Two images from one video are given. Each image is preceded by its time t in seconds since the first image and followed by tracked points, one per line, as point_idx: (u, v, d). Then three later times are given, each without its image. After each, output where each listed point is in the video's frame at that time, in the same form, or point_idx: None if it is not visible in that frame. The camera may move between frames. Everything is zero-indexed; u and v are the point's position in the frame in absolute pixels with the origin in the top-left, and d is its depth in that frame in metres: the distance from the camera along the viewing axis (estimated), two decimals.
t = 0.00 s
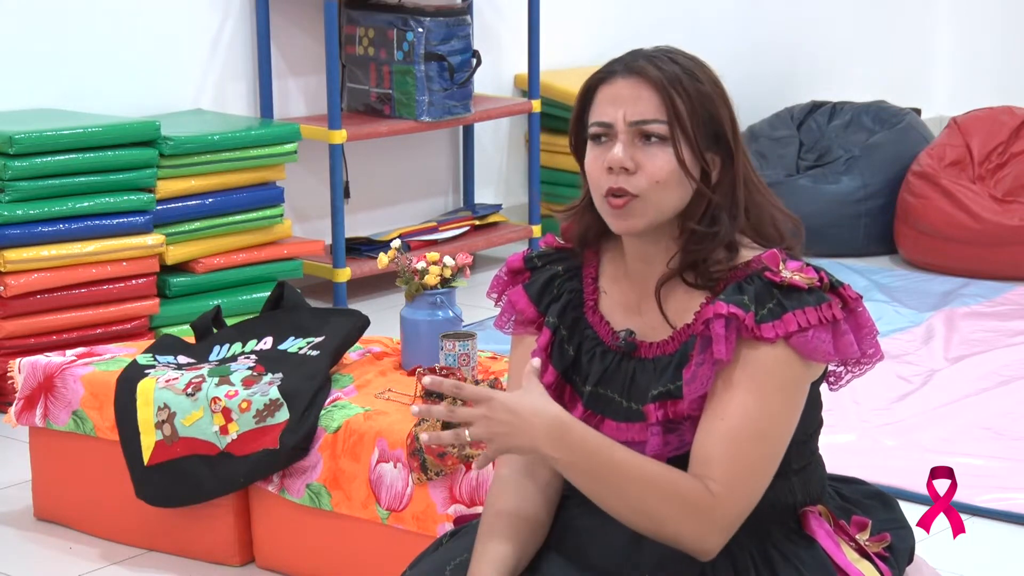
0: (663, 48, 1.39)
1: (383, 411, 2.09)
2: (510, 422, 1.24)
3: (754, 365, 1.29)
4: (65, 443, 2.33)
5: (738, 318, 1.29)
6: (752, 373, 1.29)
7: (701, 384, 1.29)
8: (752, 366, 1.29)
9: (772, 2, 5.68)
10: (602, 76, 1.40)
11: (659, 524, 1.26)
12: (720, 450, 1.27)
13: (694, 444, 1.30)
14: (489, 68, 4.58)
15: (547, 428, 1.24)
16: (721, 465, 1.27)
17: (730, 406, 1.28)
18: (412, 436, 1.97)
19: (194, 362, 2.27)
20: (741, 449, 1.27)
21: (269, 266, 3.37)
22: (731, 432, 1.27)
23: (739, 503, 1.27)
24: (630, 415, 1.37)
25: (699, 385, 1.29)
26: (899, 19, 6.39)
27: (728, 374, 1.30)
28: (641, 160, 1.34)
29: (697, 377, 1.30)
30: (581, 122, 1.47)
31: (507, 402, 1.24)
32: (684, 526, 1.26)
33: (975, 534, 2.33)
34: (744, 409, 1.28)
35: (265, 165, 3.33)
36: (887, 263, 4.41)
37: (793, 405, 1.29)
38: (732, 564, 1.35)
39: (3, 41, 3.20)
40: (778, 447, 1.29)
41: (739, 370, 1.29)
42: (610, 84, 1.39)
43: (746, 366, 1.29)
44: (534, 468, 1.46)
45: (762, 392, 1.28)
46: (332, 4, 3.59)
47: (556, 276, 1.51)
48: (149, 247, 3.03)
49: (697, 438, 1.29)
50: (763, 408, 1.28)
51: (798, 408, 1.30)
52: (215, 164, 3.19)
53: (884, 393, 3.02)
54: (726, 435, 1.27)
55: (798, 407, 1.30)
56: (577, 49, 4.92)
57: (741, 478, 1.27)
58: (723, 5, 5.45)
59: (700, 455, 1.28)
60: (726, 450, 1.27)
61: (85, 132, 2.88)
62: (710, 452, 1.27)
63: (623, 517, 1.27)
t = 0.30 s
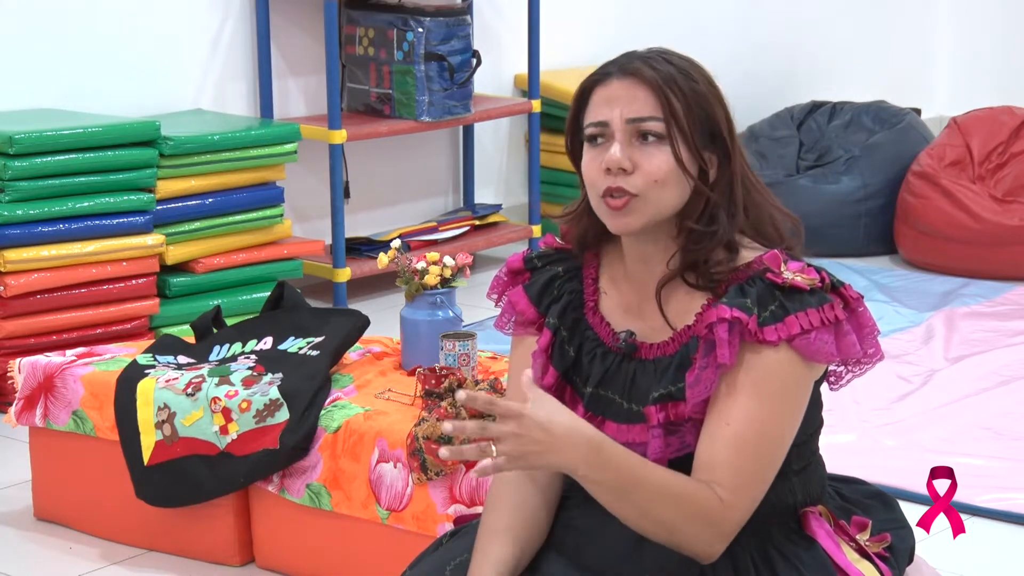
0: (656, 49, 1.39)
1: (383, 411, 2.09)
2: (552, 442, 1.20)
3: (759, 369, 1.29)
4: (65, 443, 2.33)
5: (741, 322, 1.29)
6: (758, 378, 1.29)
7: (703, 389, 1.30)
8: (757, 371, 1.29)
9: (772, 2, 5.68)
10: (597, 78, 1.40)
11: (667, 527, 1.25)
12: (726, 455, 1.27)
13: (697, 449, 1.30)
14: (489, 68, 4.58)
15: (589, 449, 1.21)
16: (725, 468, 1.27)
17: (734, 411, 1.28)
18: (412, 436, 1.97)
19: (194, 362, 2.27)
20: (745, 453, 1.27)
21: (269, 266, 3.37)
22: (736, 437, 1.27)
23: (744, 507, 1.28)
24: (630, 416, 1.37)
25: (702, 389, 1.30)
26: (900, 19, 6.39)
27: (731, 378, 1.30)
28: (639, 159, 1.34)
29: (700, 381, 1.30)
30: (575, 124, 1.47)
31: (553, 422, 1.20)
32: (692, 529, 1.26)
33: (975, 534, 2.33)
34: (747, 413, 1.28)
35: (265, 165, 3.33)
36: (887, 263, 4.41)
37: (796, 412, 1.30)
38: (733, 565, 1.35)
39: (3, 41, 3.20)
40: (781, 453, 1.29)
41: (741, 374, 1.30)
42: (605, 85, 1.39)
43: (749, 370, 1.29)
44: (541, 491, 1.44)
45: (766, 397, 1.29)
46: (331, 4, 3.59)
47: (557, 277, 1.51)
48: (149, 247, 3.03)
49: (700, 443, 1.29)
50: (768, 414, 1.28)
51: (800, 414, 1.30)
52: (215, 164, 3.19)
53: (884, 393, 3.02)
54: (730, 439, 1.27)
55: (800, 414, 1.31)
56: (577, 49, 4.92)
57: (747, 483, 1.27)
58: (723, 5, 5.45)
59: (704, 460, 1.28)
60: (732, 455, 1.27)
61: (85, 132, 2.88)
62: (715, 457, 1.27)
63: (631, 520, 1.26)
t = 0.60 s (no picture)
0: (657, 52, 1.39)
1: (384, 411, 2.09)
2: (553, 397, 1.22)
3: (751, 367, 1.29)
4: (65, 443, 2.33)
5: (736, 323, 1.29)
6: (751, 377, 1.29)
7: (697, 388, 1.30)
8: (751, 370, 1.29)
9: (772, 3, 5.68)
10: (597, 81, 1.40)
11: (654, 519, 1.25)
12: (715, 452, 1.27)
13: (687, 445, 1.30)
14: (489, 68, 4.58)
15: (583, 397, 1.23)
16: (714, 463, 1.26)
17: (726, 408, 1.29)
18: (412, 436, 1.97)
19: (194, 362, 2.27)
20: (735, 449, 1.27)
21: (269, 266, 3.37)
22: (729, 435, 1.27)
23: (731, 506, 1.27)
24: (629, 416, 1.37)
25: (696, 389, 1.30)
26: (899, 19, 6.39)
27: (726, 378, 1.30)
28: (638, 164, 1.34)
29: (694, 381, 1.30)
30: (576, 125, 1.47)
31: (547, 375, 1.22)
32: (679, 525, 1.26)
33: (975, 534, 2.33)
34: (740, 411, 1.28)
35: (265, 165, 3.33)
36: (887, 263, 4.41)
37: (788, 413, 1.29)
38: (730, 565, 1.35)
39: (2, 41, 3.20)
40: (771, 454, 1.29)
41: (736, 373, 1.30)
42: (605, 89, 1.39)
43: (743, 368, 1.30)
44: (545, 490, 1.46)
45: (758, 396, 1.28)
46: (331, 4, 3.59)
47: (557, 276, 1.51)
48: (149, 247, 3.03)
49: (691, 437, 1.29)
50: (760, 414, 1.28)
51: (792, 415, 1.30)
52: (215, 164, 3.19)
53: (884, 393, 3.02)
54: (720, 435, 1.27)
55: (792, 415, 1.30)
56: (577, 49, 4.92)
57: (735, 481, 1.27)
58: (723, 5, 5.45)
59: (693, 456, 1.28)
60: (722, 451, 1.27)
61: (85, 132, 2.88)
62: (705, 452, 1.27)
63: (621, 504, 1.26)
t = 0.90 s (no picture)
0: (652, 51, 1.39)
1: (383, 411, 2.09)
2: (549, 443, 1.23)
3: (760, 368, 1.29)
4: (65, 443, 2.33)
5: (741, 321, 1.29)
6: (758, 376, 1.29)
7: (707, 389, 1.29)
8: (758, 370, 1.29)
9: (772, 2, 5.68)
10: (592, 82, 1.40)
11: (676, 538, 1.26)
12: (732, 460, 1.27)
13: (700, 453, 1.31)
14: (489, 68, 4.58)
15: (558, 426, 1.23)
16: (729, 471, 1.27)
17: (736, 414, 1.29)
18: (412, 436, 1.97)
19: (194, 362, 2.27)
20: (748, 455, 1.27)
21: (269, 266, 3.37)
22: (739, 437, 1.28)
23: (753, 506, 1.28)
24: (630, 416, 1.37)
25: (706, 390, 1.29)
26: (900, 19, 6.39)
27: (733, 378, 1.30)
28: (638, 166, 1.34)
29: (705, 380, 1.29)
30: (571, 126, 1.47)
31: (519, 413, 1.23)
32: (709, 539, 1.27)
33: (975, 534, 2.33)
34: (750, 416, 1.28)
35: (265, 165, 3.33)
36: (887, 263, 4.41)
37: (800, 406, 1.30)
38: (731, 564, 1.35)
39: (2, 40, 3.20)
40: (788, 451, 1.30)
41: (744, 375, 1.29)
42: (601, 90, 1.38)
43: (751, 370, 1.29)
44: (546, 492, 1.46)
45: (767, 395, 1.29)
46: (331, 4, 3.59)
47: (557, 277, 1.51)
48: (149, 247, 3.03)
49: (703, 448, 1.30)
50: (769, 412, 1.28)
51: (805, 407, 1.30)
52: (215, 164, 3.19)
53: (884, 393, 3.02)
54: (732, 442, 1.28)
55: (804, 406, 1.30)
56: (577, 50, 4.92)
57: (752, 485, 1.28)
58: (723, 5, 5.45)
59: (706, 465, 1.28)
60: (735, 458, 1.27)
61: (85, 132, 2.88)
62: (719, 462, 1.28)
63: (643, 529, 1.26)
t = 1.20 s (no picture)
0: (660, 52, 1.40)
1: (383, 411, 2.09)
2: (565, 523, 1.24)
3: (768, 379, 1.30)
4: (65, 443, 2.33)
5: (748, 328, 1.30)
6: (766, 390, 1.30)
7: (716, 396, 1.29)
8: (765, 383, 1.30)
9: (772, 2, 5.68)
10: (603, 82, 1.40)
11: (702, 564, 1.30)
12: (749, 478, 1.29)
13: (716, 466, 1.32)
14: (489, 68, 4.58)
15: (588, 505, 1.23)
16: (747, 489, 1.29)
17: (749, 429, 1.30)
18: (412, 436, 1.97)
19: (194, 362, 2.27)
20: (763, 470, 1.30)
21: (269, 266, 3.37)
22: (752, 455, 1.30)
23: (774, 517, 1.31)
24: (631, 416, 1.37)
25: (715, 397, 1.29)
26: (900, 19, 6.40)
27: (742, 389, 1.31)
28: (653, 165, 1.34)
29: (712, 388, 1.29)
30: (577, 129, 1.47)
31: (540, 501, 1.23)
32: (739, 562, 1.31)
33: (975, 534, 2.33)
34: (762, 430, 1.30)
35: (265, 165, 3.33)
36: (887, 263, 4.41)
37: (812, 413, 1.31)
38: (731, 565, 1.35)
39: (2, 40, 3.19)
40: (801, 459, 1.31)
41: (753, 387, 1.31)
42: (613, 90, 1.38)
43: (759, 382, 1.30)
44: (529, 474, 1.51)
45: (776, 409, 1.30)
46: (331, 3, 3.59)
47: (559, 274, 1.51)
48: (149, 247, 3.03)
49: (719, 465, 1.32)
50: (782, 424, 1.30)
51: (817, 410, 1.32)
52: (215, 164, 3.19)
53: (884, 393, 3.02)
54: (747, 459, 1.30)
55: (816, 411, 1.32)
56: (577, 50, 4.92)
57: (769, 497, 1.30)
58: (723, 5, 5.45)
59: (724, 483, 1.31)
60: (751, 475, 1.29)
61: (85, 132, 2.88)
62: (736, 480, 1.30)
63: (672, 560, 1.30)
